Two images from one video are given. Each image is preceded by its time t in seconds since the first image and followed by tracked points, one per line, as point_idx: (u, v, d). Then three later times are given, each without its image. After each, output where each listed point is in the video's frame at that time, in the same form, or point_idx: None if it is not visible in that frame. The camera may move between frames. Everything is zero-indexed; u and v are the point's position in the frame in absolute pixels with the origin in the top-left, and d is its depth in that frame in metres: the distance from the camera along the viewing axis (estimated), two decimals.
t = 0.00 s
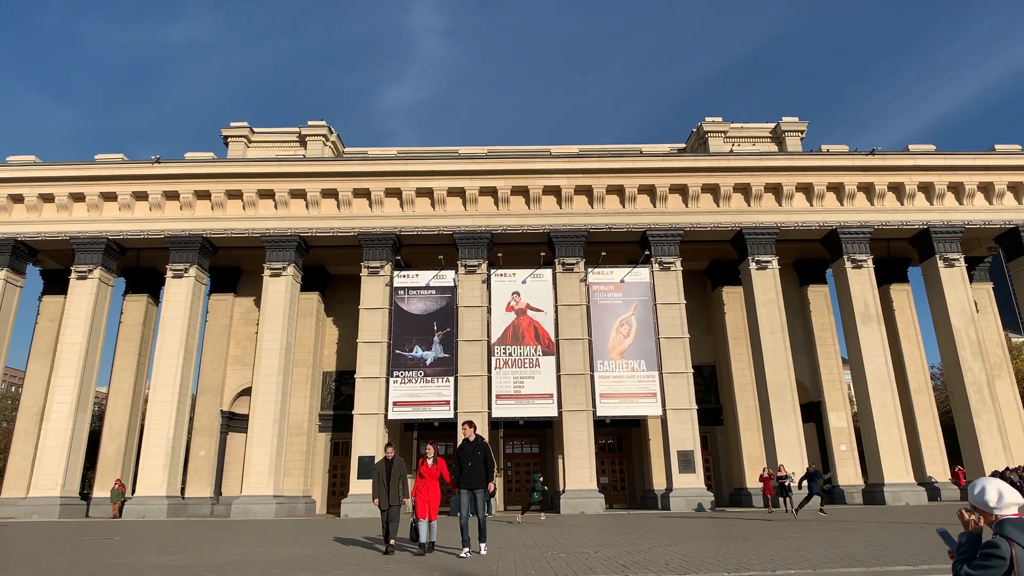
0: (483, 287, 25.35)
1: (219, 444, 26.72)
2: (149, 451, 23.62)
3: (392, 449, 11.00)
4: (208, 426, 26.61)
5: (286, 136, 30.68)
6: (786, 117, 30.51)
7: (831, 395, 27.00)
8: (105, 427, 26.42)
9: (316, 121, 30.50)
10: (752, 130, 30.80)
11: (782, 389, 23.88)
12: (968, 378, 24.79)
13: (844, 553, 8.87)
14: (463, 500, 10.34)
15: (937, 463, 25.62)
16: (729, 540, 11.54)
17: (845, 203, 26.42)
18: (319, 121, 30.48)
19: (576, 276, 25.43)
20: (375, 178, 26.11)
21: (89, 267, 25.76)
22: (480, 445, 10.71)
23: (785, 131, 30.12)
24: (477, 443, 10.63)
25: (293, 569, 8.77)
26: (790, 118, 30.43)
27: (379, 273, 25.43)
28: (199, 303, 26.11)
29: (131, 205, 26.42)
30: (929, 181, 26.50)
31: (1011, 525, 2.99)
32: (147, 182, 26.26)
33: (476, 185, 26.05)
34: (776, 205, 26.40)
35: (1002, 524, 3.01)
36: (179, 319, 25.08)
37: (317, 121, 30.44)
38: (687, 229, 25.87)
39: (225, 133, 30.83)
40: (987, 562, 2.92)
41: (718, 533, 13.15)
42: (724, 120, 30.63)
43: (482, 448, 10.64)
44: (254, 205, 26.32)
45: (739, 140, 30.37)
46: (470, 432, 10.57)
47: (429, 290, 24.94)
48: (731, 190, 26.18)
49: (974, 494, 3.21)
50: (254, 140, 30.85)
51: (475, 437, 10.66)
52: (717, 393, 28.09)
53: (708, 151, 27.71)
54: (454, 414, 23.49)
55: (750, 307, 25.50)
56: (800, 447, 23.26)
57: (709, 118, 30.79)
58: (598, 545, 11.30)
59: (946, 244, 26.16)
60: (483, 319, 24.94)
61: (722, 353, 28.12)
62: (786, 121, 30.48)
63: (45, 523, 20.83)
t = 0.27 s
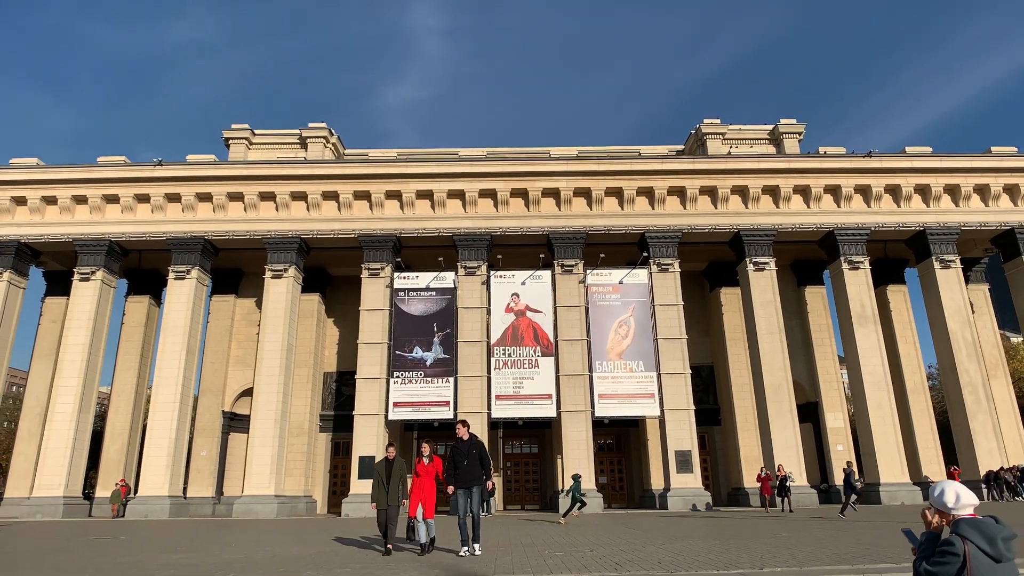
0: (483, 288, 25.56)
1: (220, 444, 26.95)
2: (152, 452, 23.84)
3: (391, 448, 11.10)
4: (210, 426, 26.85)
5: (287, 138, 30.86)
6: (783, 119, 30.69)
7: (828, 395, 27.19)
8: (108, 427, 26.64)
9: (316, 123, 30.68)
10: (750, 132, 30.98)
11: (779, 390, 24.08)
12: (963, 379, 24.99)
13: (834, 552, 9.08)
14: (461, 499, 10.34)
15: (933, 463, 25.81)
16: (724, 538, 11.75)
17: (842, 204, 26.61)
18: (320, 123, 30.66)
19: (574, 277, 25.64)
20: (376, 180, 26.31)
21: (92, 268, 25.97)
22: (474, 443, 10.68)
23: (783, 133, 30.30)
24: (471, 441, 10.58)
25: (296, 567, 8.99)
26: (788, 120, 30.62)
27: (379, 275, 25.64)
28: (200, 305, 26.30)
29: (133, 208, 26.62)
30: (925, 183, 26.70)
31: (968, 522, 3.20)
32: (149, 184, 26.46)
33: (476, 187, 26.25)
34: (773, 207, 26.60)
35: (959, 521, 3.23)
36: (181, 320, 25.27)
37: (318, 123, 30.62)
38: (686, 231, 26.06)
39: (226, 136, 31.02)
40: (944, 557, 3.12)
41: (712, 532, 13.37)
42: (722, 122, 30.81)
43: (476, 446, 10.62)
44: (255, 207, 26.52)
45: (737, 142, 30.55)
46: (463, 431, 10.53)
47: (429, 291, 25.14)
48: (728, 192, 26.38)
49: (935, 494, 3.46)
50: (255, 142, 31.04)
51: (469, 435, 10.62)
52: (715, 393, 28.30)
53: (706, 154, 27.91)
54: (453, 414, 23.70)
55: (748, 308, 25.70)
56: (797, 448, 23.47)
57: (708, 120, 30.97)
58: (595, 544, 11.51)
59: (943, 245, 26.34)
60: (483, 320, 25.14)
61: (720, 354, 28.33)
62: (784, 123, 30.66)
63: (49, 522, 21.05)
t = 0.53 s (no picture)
0: (483, 289, 25.77)
1: (222, 444, 27.18)
2: (155, 451, 24.07)
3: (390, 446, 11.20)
4: (213, 426, 27.08)
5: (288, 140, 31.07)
6: (781, 121, 30.86)
7: (825, 395, 27.35)
8: (111, 427, 26.87)
9: (317, 125, 30.88)
10: (748, 133, 31.16)
11: (776, 390, 24.27)
12: (960, 379, 25.16)
13: (823, 549, 9.29)
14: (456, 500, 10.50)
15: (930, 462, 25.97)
16: (718, 536, 11.93)
17: (839, 206, 26.79)
18: (321, 125, 30.87)
19: (573, 279, 25.86)
20: (376, 183, 26.53)
21: (95, 270, 26.20)
22: (471, 444, 10.88)
23: (781, 135, 30.48)
24: (468, 442, 10.80)
25: (297, 564, 9.21)
26: (786, 122, 30.79)
27: (380, 276, 25.87)
28: (203, 306, 26.53)
29: (136, 210, 26.86)
30: (922, 184, 26.88)
31: (926, 519, 3.48)
32: (152, 187, 26.70)
33: (476, 189, 26.46)
34: (771, 209, 26.79)
35: (919, 518, 3.51)
36: (183, 322, 25.47)
37: (319, 125, 30.82)
38: (684, 233, 26.26)
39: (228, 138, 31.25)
40: (904, 552, 3.40)
41: (708, 531, 13.56)
42: (720, 124, 30.99)
43: (472, 447, 10.81)
44: (257, 209, 26.75)
45: (735, 143, 30.72)
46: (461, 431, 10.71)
47: (429, 293, 25.34)
48: (726, 194, 26.57)
49: (900, 495, 3.74)
50: (256, 144, 31.27)
51: (465, 437, 10.84)
52: (713, 393, 28.49)
53: (705, 155, 28.10)
54: (453, 414, 23.91)
55: (745, 309, 25.89)
56: (794, 448, 23.65)
57: (706, 122, 31.14)
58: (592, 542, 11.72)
59: (939, 247, 26.51)
60: (483, 321, 25.34)
61: (718, 354, 28.53)
62: (782, 125, 30.85)
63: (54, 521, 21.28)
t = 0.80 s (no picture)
0: (482, 290, 25.99)
1: (224, 443, 27.42)
2: (158, 450, 24.32)
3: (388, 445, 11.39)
4: (214, 426, 27.30)
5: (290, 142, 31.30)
6: (779, 123, 31.07)
7: (822, 395, 27.55)
8: (114, 426, 27.10)
9: (318, 127, 31.11)
10: (746, 135, 31.37)
11: (773, 391, 24.48)
12: (956, 380, 25.35)
13: (813, 547, 9.50)
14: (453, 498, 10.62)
15: (926, 463, 26.17)
16: (713, 535, 12.16)
17: (836, 208, 27.01)
18: (322, 127, 31.10)
19: (572, 280, 26.08)
20: (377, 185, 26.76)
21: (99, 270, 26.42)
22: (469, 443, 11.04)
23: (779, 137, 30.69)
24: (467, 441, 10.97)
25: (299, 562, 9.42)
26: (783, 124, 31.00)
27: (380, 277, 26.09)
28: (205, 306, 26.77)
29: (139, 211, 27.11)
30: (919, 187, 27.08)
31: (895, 518, 3.70)
32: (155, 188, 26.94)
33: (476, 191, 26.70)
34: (769, 211, 27.00)
35: (888, 518, 3.73)
36: (185, 322, 25.71)
37: (320, 127, 31.05)
38: (682, 234, 26.47)
39: (229, 139, 31.48)
40: (875, 550, 3.62)
41: (703, 530, 13.77)
42: (718, 126, 31.20)
43: (470, 445, 10.96)
44: (258, 210, 26.98)
45: (733, 145, 30.94)
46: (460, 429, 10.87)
47: (429, 293, 25.56)
48: (724, 196, 26.79)
49: (873, 494, 3.95)
50: (258, 145, 31.50)
51: (465, 435, 11.00)
52: (711, 394, 28.71)
53: (703, 158, 28.32)
54: (453, 414, 24.13)
55: (743, 311, 26.11)
56: (791, 448, 23.87)
57: (704, 124, 31.36)
58: (588, 540, 11.96)
59: (936, 248, 26.71)
60: (482, 321, 25.56)
61: (716, 355, 28.75)
62: (780, 127, 31.05)
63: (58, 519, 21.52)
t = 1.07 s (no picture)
0: (481, 291, 26.22)
1: (225, 443, 27.65)
2: (159, 449, 24.54)
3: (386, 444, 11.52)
4: (215, 425, 27.52)
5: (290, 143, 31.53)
6: (776, 126, 31.33)
7: (818, 397, 27.79)
8: (115, 425, 27.32)
9: (319, 128, 31.33)
10: (743, 138, 31.63)
11: (769, 392, 24.74)
12: (950, 382, 25.60)
13: (804, 545, 9.75)
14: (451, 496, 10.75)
15: (921, 463, 26.42)
16: (707, 533, 12.41)
17: (832, 211, 27.27)
18: (322, 128, 31.31)
19: (570, 281, 26.31)
20: (377, 186, 26.99)
21: (101, 270, 26.64)
22: (467, 442, 11.17)
23: (776, 140, 30.95)
24: (464, 440, 11.09)
25: (302, 558, 9.65)
26: (780, 127, 31.25)
27: (380, 278, 26.32)
28: (206, 306, 27.00)
29: (141, 211, 27.33)
30: (914, 190, 27.35)
31: (868, 514, 3.94)
32: (157, 189, 27.15)
33: (475, 193, 26.95)
34: (765, 213, 27.26)
35: (861, 513, 3.97)
36: (187, 322, 25.94)
37: (320, 128, 31.26)
38: (679, 236, 26.72)
39: (230, 140, 31.70)
40: (848, 544, 3.87)
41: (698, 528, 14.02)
42: (716, 129, 31.44)
43: (468, 444, 11.10)
44: (259, 211, 27.21)
45: (731, 148, 31.19)
46: (459, 429, 11.01)
47: (429, 294, 25.79)
48: (721, 198, 27.07)
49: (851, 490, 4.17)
50: (259, 146, 31.73)
51: (463, 434, 11.13)
52: (708, 394, 28.96)
53: (700, 160, 28.56)
54: (452, 414, 24.36)
55: (739, 313, 26.36)
56: (786, 448, 24.12)
57: (702, 127, 31.61)
58: (584, 538, 12.22)
59: (931, 251, 26.97)
60: (481, 322, 25.79)
61: (713, 356, 29.00)
62: (777, 130, 31.30)
63: (61, 517, 21.75)
